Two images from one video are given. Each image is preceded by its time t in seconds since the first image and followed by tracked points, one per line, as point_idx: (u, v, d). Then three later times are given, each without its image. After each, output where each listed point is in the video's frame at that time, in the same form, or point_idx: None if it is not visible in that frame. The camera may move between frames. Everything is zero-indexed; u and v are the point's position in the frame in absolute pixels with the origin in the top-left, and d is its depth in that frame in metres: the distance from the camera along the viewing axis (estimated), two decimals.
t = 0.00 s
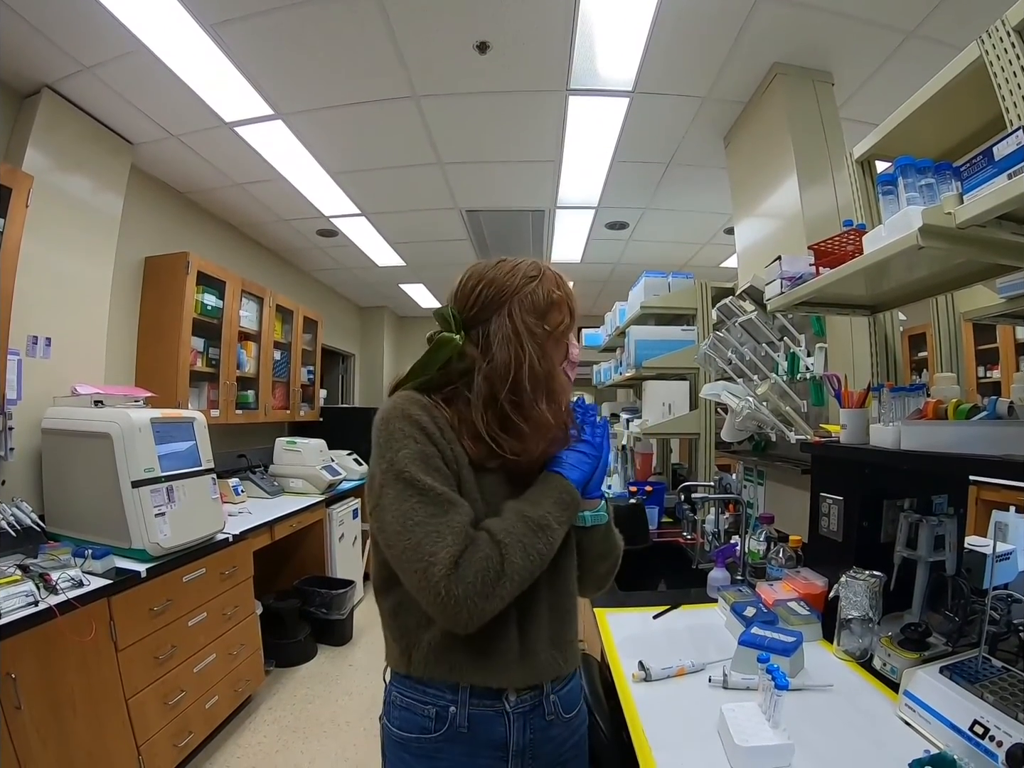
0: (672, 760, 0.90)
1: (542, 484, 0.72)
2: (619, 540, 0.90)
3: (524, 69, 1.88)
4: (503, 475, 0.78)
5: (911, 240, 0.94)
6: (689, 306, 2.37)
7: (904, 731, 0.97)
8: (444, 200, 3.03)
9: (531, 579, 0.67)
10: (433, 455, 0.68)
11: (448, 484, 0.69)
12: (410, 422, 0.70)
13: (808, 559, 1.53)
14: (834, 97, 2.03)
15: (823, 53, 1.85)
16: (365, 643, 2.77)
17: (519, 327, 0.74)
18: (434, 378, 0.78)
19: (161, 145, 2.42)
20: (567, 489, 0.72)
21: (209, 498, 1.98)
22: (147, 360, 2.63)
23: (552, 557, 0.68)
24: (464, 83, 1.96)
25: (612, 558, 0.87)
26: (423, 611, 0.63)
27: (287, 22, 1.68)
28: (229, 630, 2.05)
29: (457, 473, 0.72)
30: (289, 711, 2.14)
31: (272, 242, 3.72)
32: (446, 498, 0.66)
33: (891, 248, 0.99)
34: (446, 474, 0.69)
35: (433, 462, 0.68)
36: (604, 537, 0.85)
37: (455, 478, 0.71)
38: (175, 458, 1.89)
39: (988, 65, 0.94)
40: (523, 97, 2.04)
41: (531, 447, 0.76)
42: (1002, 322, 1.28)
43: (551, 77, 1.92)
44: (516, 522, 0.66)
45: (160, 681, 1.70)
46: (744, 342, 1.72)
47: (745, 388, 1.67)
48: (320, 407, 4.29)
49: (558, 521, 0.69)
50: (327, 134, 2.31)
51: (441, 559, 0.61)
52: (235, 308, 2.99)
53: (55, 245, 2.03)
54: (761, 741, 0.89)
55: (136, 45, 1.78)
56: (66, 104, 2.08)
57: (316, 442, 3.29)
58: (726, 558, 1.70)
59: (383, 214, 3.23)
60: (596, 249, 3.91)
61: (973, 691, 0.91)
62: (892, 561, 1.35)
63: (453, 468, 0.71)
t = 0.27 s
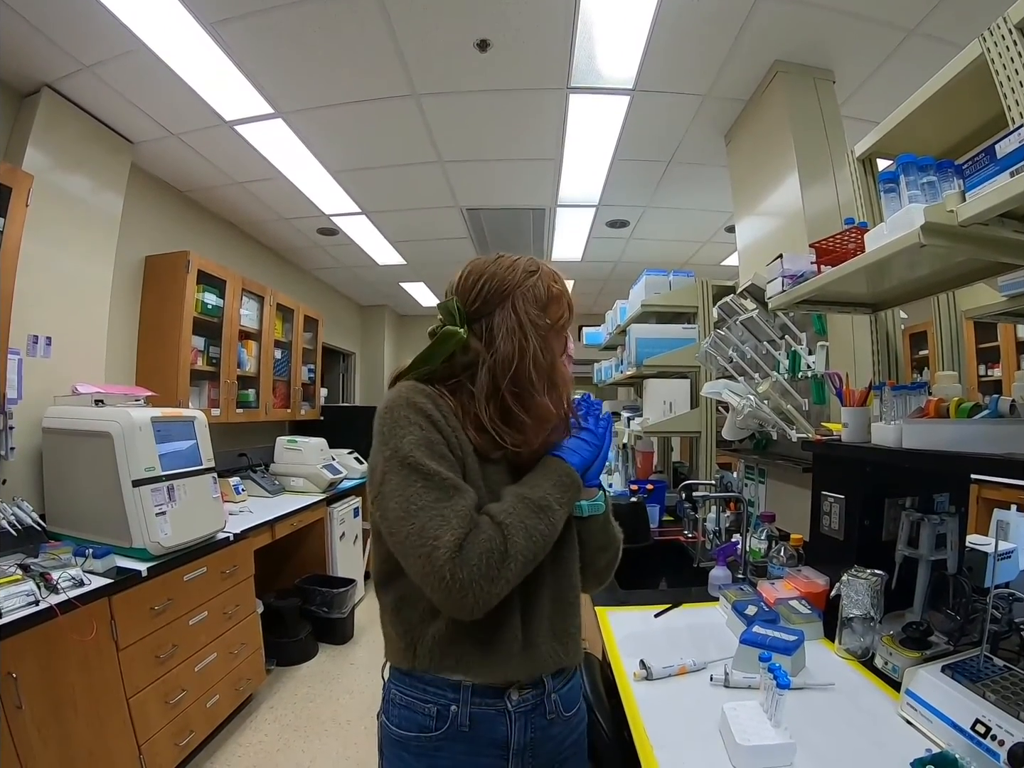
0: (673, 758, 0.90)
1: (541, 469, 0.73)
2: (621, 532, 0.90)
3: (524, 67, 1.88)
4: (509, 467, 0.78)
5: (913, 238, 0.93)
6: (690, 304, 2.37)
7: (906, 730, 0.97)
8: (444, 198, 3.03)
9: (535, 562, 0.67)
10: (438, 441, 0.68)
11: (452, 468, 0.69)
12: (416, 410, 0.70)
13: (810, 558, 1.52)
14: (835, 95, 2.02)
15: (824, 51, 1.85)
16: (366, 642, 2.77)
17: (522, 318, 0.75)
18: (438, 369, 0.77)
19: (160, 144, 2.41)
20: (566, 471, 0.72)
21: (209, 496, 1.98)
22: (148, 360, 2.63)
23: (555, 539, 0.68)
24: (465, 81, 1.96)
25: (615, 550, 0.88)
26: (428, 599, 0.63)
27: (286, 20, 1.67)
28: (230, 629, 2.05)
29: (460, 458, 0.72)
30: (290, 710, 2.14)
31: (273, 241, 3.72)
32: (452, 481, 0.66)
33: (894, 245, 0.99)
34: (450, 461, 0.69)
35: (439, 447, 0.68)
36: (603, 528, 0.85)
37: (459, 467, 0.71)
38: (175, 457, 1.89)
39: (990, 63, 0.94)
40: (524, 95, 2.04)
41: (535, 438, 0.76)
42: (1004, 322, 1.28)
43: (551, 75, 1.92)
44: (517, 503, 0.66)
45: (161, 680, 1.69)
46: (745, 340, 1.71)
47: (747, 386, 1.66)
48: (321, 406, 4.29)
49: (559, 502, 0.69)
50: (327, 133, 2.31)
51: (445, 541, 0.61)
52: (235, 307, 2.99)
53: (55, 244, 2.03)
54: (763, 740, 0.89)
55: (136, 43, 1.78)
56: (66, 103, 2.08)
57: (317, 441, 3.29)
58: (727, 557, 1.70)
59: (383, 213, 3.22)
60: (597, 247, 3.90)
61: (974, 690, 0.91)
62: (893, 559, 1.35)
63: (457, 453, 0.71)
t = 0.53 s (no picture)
0: (675, 757, 0.90)
1: (541, 462, 0.72)
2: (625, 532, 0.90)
3: (524, 65, 1.88)
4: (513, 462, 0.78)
5: (916, 235, 0.93)
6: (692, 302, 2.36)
7: (910, 728, 0.96)
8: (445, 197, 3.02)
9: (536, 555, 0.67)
10: (438, 437, 0.67)
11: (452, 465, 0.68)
12: (417, 406, 0.69)
13: (813, 555, 1.52)
14: (837, 91, 2.02)
15: (825, 48, 1.84)
16: (368, 642, 2.77)
17: (518, 311, 0.75)
18: (437, 365, 0.76)
19: (161, 144, 2.41)
20: (566, 464, 0.72)
21: (211, 497, 1.98)
22: (149, 360, 2.63)
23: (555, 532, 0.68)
24: (466, 79, 1.96)
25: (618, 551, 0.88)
26: (427, 595, 0.63)
27: (286, 19, 1.67)
28: (233, 629, 2.05)
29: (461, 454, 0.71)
30: (292, 710, 2.14)
31: (273, 241, 3.72)
32: (451, 477, 0.66)
33: (896, 242, 0.98)
34: (451, 456, 0.68)
35: (439, 444, 0.67)
36: (604, 524, 0.85)
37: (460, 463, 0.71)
38: (177, 457, 1.89)
39: (992, 59, 0.93)
40: (524, 94, 2.04)
41: (536, 432, 0.76)
42: (1006, 319, 1.27)
43: (552, 73, 1.92)
44: (516, 497, 0.66)
45: (163, 680, 1.69)
46: (747, 337, 1.70)
47: (749, 385, 1.66)
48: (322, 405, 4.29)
49: (559, 495, 0.69)
50: (327, 132, 2.30)
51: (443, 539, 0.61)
52: (236, 307, 2.99)
53: (55, 245, 2.03)
54: (767, 739, 0.88)
55: (136, 43, 1.78)
56: (66, 104, 2.08)
57: (318, 441, 3.29)
58: (730, 555, 1.70)
59: (383, 212, 3.22)
60: (598, 246, 3.90)
61: (978, 688, 0.91)
62: (896, 557, 1.35)
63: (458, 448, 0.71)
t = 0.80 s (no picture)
0: (679, 756, 0.89)
1: (528, 461, 0.70)
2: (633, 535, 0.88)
3: (523, 65, 1.88)
4: (507, 462, 0.77)
5: (917, 231, 0.93)
6: (692, 300, 2.36)
7: (914, 725, 0.96)
8: (445, 197, 3.02)
9: (519, 559, 0.65)
10: (423, 440, 0.68)
11: (439, 470, 0.68)
12: (405, 412, 0.71)
13: (815, 553, 1.52)
14: (836, 88, 2.02)
15: (823, 45, 1.84)
16: (370, 642, 2.77)
17: (501, 310, 0.74)
18: (429, 369, 0.78)
19: (160, 146, 2.41)
20: (554, 462, 0.70)
21: (212, 498, 1.98)
22: (150, 363, 2.63)
23: (540, 534, 0.66)
24: (465, 79, 1.96)
25: (625, 554, 0.86)
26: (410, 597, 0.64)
27: (284, 19, 1.67)
28: (235, 630, 2.05)
29: (450, 458, 0.72)
30: (294, 711, 2.14)
31: (273, 242, 3.72)
32: (433, 481, 0.66)
33: (897, 239, 0.98)
34: (436, 461, 0.69)
35: (424, 447, 0.68)
36: (609, 520, 0.84)
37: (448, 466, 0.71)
38: (178, 459, 1.89)
39: (990, 55, 0.93)
40: (524, 93, 2.04)
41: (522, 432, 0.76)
42: (1006, 315, 1.27)
43: (551, 73, 1.92)
44: (495, 500, 0.65)
45: (166, 682, 1.69)
46: (748, 336, 1.70)
47: (750, 382, 1.65)
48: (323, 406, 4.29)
49: (543, 497, 0.67)
50: (326, 132, 2.30)
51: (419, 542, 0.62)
52: (236, 308, 2.99)
53: (55, 248, 2.04)
54: (771, 737, 0.88)
55: (135, 45, 1.78)
56: (65, 107, 2.08)
57: (319, 442, 3.29)
58: (732, 553, 1.69)
59: (383, 212, 3.22)
60: (598, 244, 3.90)
61: (981, 684, 0.91)
62: (898, 554, 1.34)
63: (446, 454, 0.71)
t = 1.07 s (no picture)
0: (681, 754, 0.89)
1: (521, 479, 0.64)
2: (647, 571, 0.80)
3: (523, 64, 1.88)
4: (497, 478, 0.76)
5: (917, 229, 0.93)
6: (692, 299, 2.36)
7: (915, 723, 0.96)
8: (444, 196, 3.02)
9: (468, 578, 0.62)
10: (414, 444, 0.74)
11: (424, 476, 0.72)
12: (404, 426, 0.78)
13: (815, 551, 1.52)
14: (835, 86, 2.02)
15: (823, 43, 1.84)
16: (371, 641, 2.77)
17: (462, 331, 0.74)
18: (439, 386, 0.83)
19: (159, 146, 2.41)
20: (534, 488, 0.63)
21: (212, 498, 1.98)
22: (149, 363, 2.63)
23: (503, 556, 0.61)
24: (465, 79, 1.96)
25: (634, 588, 0.80)
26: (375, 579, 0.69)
27: (284, 19, 1.67)
28: (236, 630, 2.05)
29: (441, 466, 0.74)
30: (295, 710, 2.14)
31: (272, 242, 3.72)
32: (412, 482, 0.70)
33: (896, 237, 0.98)
34: (427, 465, 0.73)
35: (410, 451, 0.74)
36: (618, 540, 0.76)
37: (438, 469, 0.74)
38: (179, 459, 1.89)
39: (989, 53, 0.93)
40: (523, 92, 2.04)
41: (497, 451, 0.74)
42: (1004, 311, 1.24)
43: (551, 71, 1.92)
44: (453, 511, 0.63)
45: (167, 682, 1.69)
46: (748, 334, 1.71)
47: (749, 380, 1.64)
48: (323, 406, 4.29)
49: (507, 521, 0.61)
50: (326, 132, 2.30)
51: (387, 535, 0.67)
52: (235, 308, 2.99)
53: (55, 248, 2.03)
54: (773, 735, 0.88)
55: (133, 45, 1.78)
56: (64, 107, 2.07)
57: (319, 441, 3.29)
58: (733, 551, 1.67)
59: (382, 212, 3.22)
60: (597, 243, 3.89)
61: (982, 681, 0.91)
62: (899, 552, 1.34)
63: (434, 461, 0.74)
